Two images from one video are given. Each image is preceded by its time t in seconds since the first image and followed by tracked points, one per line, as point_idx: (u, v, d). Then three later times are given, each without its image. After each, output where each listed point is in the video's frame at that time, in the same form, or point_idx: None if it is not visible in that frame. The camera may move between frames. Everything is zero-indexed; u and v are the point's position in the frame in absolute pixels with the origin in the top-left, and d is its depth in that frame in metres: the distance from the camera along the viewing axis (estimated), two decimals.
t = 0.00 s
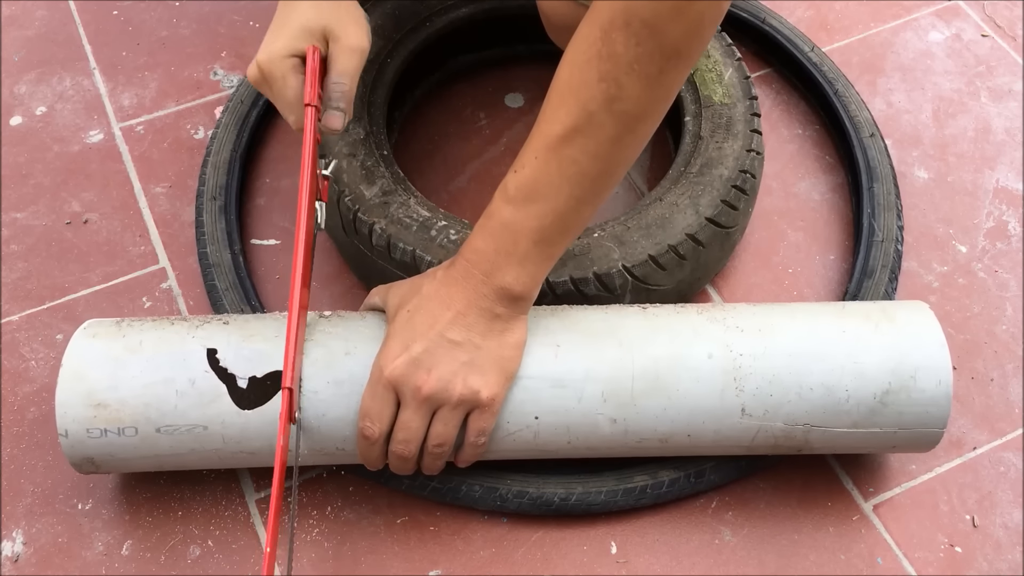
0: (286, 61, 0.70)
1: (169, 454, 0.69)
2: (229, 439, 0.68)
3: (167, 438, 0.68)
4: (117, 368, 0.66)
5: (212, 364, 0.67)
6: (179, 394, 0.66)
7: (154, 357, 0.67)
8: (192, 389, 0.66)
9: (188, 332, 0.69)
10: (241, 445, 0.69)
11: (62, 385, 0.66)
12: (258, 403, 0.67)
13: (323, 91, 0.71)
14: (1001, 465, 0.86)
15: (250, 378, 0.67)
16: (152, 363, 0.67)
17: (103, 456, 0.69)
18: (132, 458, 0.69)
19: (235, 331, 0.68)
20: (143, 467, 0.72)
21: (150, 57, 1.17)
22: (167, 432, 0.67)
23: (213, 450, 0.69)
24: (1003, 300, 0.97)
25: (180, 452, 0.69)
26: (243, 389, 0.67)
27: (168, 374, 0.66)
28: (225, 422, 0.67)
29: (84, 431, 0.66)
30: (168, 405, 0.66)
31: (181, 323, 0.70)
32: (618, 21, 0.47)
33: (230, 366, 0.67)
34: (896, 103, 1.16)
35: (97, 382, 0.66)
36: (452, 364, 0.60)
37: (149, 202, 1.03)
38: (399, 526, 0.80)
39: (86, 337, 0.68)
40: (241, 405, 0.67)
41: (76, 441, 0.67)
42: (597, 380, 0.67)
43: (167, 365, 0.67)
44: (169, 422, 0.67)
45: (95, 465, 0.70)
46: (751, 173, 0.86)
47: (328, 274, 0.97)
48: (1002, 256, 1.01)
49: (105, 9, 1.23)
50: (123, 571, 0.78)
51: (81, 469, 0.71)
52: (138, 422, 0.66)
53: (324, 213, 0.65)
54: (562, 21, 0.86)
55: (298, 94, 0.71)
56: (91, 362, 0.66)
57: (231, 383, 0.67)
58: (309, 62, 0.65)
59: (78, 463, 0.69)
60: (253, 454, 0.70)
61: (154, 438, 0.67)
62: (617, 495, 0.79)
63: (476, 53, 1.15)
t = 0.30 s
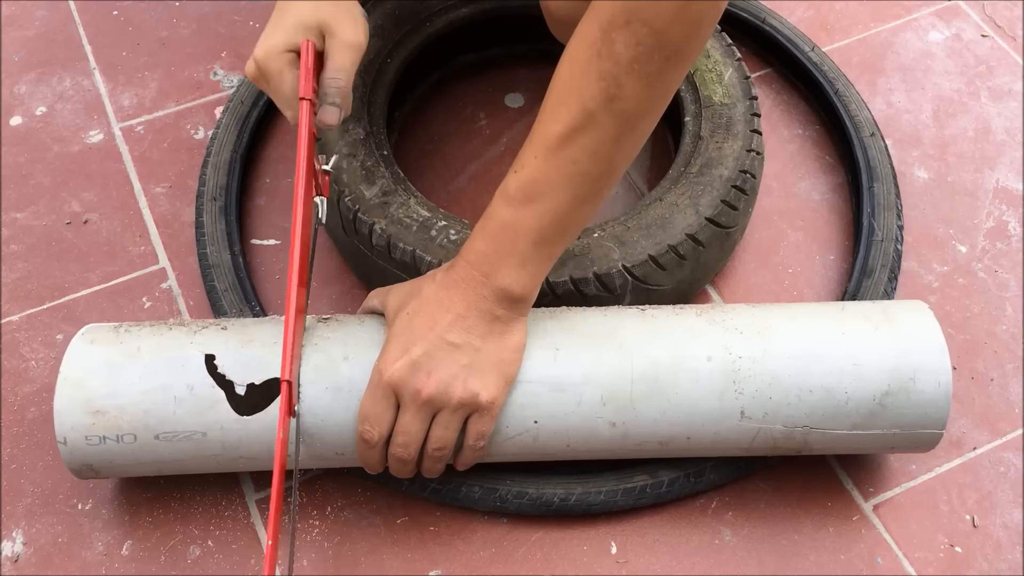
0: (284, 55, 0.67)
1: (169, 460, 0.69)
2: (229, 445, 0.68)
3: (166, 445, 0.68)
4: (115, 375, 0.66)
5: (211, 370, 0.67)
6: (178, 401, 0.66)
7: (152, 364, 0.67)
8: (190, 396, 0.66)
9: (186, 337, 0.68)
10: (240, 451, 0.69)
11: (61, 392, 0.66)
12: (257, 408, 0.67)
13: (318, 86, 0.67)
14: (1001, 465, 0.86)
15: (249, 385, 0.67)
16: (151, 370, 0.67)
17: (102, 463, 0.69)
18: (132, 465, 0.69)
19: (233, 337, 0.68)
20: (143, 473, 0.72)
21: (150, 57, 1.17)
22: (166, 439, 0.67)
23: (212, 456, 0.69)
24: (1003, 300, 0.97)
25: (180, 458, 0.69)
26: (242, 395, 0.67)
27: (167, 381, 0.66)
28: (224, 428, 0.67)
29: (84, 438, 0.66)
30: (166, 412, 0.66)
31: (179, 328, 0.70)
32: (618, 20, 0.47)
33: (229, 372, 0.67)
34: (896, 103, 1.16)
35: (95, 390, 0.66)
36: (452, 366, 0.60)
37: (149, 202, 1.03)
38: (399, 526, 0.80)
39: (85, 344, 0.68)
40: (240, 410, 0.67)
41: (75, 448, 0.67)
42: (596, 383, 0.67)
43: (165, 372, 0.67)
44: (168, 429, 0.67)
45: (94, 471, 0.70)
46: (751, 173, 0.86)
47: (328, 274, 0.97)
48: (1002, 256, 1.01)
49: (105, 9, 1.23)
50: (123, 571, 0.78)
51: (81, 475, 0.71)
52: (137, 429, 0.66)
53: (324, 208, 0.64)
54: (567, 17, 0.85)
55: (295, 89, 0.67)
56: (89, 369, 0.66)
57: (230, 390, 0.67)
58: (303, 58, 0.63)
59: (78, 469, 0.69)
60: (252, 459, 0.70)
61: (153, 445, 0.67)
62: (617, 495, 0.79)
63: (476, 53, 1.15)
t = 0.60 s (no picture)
0: (286, 47, 0.67)
1: (169, 451, 0.69)
2: (229, 436, 0.68)
3: (167, 434, 0.68)
4: (117, 364, 0.66)
5: (212, 360, 0.67)
6: (179, 390, 0.66)
7: (154, 353, 0.67)
8: (191, 385, 0.66)
9: (189, 328, 0.69)
10: (240, 442, 0.69)
11: (63, 381, 0.66)
12: (258, 398, 0.67)
13: (320, 79, 0.67)
14: (1001, 465, 0.86)
15: (250, 374, 0.67)
16: (153, 358, 0.67)
17: (103, 453, 0.69)
18: (132, 455, 0.69)
19: (236, 327, 0.68)
20: (143, 465, 0.72)
21: (150, 57, 1.17)
22: (167, 428, 0.67)
23: (212, 446, 0.69)
24: (1003, 300, 0.97)
25: (180, 448, 0.69)
26: (243, 384, 0.67)
27: (168, 370, 0.66)
28: (225, 418, 0.67)
29: (84, 427, 0.66)
30: (167, 401, 0.66)
31: (181, 319, 0.70)
32: (618, 13, 0.47)
33: (230, 361, 0.67)
34: (896, 103, 1.16)
35: (97, 378, 0.66)
36: (452, 357, 0.60)
37: (149, 202, 1.03)
38: (399, 526, 0.80)
39: (87, 333, 0.68)
40: (241, 400, 0.67)
41: (76, 438, 0.67)
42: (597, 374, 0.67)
43: (167, 361, 0.67)
44: (168, 418, 0.67)
45: (95, 461, 0.70)
46: (751, 173, 0.86)
47: (328, 274, 0.97)
48: (1002, 256, 1.01)
49: (105, 9, 1.23)
50: (123, 571, 0.78)
51: (81, 466, 0.71)
52: (138, 418, 0.66)
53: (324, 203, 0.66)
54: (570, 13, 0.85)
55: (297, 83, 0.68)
56: (91, 358, 0.66)
57: (232, 379, 0.67)
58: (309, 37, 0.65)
59: (78, 459, 0.69)
60: (253, 451, 0.70)
61: (154, 434, 0.67)
62: (617, 495, 0.79)
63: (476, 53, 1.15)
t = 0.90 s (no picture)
0: None
1: (169, 452, 0.69)
2: (229, 436, 0.68)
3: (166, 436, 0.67)
4: (117, 366, 0.66)
5: (212, 361, 0.67)
6: (179, 391, 0.66)
7: (153, 355, 0.67)
8: (191, 387, 0.66)
9: (187, 330, 0.69)
10: (240, 443, 0.69)
11: (62, 383, 0.66)
12: (257, 399, 0.67)
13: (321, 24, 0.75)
14: (1001, 465, 0.86)
15: (249, 375, 0.67)
16: (152, 360, 0.67)
17: (102, 454, 0.69)
18: (132, 457, 0.69)
19: (235, 329, 0.68)
20: (143, 466, 0.72)
21: (150, 57, 1.17)
22: (166, 430, 0.67)
23: (212, 447, 0.69)
24: (1003, 300, 0.97)
25: (180, 449, 0.69)
26: (242, 385, 0.67)
27: (168, 371, 0.66)
28: (225, 419, 0.67)
29: (84, 429, 0.66)
30: (167, 402, 0.66)
31: (180, 321, 0.70)
32: (615, 16, 0.47)
33: (230, 362, 0.67)
34: (896, 103, 1.16)
35: (96, 380, 0.66)
36: (448, 357, 0.60)
37: (149, 202, 1.03)
38: (399, 526, 0.80)
39: (86, 335, 0.68)
40: (241, 401, 0.67)
41: (76, 439, 0.67)
42: (596, 374, 0.67)
43: (166, 363, 0.67)
44: (168, 420, 0.67)
45: (94, 463, 0.70)
46: (751, 173, 0.86)
47: (328, 274, 0.97)
48: (1002, 256, 1.01)
49: (106, 9, 1.23)
50: (123, 571, 0.78)
51: (81, 468, 0.71)
52: (137, 419, 0.66)
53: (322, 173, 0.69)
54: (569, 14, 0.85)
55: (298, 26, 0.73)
56: (90, 360, 0.66)
57: (231, 380, 0.67)
58: None
59: (78, 461, 0.69)
60: (253, 451, 0.70)
61: (153, 436, 0.67)
62: (617, 495, 0.79)
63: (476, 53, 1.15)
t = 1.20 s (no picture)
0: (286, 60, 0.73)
1: (169, 454, 0.69)
2: (229, 439, 0.68)
3: (167, 438, 0.68)
4: (116, 369, 0.66)
5: (212, 364, 0.67)
6: (179, 394, 0.66)
7: (153, 357, 0.67)
8: (191, 389, 0.66)
9: (187, 332, 0.69)
10: (240, 445, 0.69)
11: (61, 385, 0.66)
12: (258, 401, 0.67)
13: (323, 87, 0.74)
14: (1001, 465, 0.86)
15: (249, 378, 0.67)
16: (152, 363, 0.67)
17: (103, 456, 0.69)
18: (132, 459, 0.69)
19: (235, 331, 0.68)
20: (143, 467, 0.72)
21: (150, 57, 1.17)
22: (167, 432, 0.67)
23: (213, 450, 0.69)
24: (1003, 300, 0.97)
25: (180, 452, 0.69)
26: (242, 388, 0.67)
27: (168, 374, 0.66)
28: (225, 422, 0.67)
29: (84, 431, 0.66)
30: (167, 405, 0.66)
31: (180, 323, 0.70)
32: (618, 19, 0.47)
33: (230, 365, 0.67)
34: (896, 103, 1.16)
35: (96, 382, 0.66)
36: (449, 360, 0.60)
37: (149, 202, 1.03)
38: (399, 526, 0.80)
39: (86, 337, 0.68)
40: (241, 404, 0.67)
41: (76, 442, 0.67)
42: (596, 377, 0.67)
43: (166, 365, 0.66)
44: (168, 422, 0.67)
45: (94, 464, 0.70)
46: (751, 173, 0.86)
47: (328, 274, 0.97)
48: (1002, 256, 1.01)
49: (105, 9, 1.23)
50: (123, 571, 0.78)
51: (81, 470, 0.71)
52: (137, 422, 0.66)
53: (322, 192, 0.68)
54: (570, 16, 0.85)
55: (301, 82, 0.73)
56: (90, 362, 0.66)
57: (231, 383, 0.67)
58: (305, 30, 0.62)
59: (78, 463, 0.70)
60: (253, 454, 0.70)
61: (154, 438, 0.67)
62: (617, 495, 0.79)
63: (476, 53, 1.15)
